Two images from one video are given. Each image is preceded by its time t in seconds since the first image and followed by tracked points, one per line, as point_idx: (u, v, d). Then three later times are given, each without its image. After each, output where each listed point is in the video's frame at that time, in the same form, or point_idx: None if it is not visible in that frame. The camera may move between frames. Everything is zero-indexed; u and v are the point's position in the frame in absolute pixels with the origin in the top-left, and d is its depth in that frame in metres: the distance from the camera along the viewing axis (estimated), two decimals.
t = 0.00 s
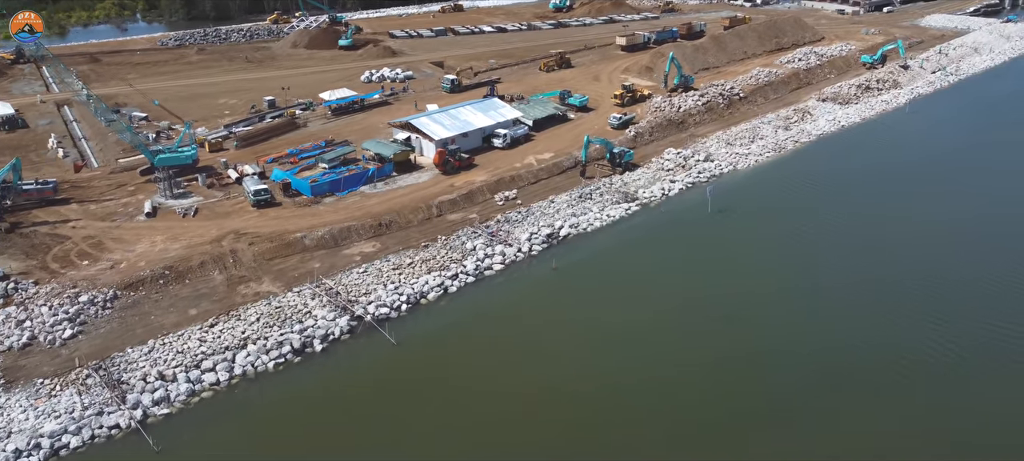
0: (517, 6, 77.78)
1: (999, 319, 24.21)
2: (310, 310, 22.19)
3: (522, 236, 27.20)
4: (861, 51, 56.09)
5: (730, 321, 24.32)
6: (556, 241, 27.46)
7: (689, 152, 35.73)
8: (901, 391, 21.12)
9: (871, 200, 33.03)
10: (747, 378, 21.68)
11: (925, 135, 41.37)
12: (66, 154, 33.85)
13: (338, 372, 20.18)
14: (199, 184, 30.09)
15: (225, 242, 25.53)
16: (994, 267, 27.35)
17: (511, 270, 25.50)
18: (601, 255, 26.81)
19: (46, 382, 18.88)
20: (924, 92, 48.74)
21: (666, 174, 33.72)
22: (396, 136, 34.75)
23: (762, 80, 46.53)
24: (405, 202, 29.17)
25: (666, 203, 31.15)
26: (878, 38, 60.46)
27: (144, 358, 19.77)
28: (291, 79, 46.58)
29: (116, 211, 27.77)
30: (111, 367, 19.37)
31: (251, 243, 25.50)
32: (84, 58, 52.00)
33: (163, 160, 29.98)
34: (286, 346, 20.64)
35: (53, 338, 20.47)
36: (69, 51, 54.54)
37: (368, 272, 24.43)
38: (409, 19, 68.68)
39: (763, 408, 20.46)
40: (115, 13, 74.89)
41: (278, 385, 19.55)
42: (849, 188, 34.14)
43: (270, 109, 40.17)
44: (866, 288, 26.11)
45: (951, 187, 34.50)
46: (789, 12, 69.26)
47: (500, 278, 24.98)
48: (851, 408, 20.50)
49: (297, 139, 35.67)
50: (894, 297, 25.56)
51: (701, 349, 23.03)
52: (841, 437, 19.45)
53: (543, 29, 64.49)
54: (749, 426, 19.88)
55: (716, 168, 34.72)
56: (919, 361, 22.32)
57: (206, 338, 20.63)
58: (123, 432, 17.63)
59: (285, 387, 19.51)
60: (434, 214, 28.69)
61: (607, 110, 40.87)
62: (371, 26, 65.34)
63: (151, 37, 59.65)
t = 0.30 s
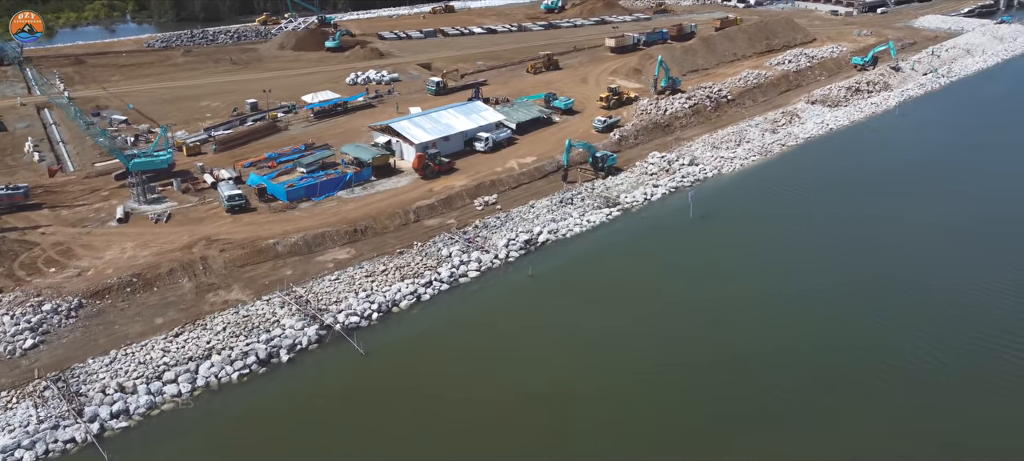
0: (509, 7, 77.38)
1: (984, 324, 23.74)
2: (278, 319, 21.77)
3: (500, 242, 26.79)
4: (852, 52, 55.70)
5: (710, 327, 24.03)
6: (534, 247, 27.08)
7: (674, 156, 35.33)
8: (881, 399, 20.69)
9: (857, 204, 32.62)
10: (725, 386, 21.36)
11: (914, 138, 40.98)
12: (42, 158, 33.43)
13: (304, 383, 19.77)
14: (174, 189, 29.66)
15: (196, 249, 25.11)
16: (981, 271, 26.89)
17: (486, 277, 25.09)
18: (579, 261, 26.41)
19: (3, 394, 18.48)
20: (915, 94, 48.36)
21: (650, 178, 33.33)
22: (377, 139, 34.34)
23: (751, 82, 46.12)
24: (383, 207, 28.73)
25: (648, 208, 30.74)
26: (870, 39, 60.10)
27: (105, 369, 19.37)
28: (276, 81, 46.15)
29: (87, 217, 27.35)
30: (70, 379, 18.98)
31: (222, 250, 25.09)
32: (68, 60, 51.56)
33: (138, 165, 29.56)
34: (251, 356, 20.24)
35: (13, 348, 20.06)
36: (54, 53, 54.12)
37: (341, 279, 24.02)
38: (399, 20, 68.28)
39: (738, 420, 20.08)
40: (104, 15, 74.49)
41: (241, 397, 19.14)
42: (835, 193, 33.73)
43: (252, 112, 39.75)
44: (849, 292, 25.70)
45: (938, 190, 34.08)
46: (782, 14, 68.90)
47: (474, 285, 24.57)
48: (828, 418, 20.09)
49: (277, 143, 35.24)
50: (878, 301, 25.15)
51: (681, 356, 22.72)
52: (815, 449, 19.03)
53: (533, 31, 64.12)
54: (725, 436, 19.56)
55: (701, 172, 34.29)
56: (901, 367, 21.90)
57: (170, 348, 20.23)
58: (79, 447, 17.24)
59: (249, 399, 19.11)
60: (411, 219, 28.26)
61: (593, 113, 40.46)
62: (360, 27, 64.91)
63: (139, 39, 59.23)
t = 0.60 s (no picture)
0: (501, 7, 76.96)
1: (967, 331, 23.33)
2: (245, 328, 21.35)
3: (476, 249, 26.37)
4: (843, 53, 55.33)
5: (691, 333, 23.67)
6: (511, 254, 26.66)
7: (658, 160, 34.91)
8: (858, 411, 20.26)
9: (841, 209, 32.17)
10: (703, 395, 20.98)
11: (902, 141, 40.59)
12: (17, 162, 32.99)
13: (268, 396, 19.34)
14: (148, 194, 29.25)
15: (166, 256, 24.70)
16: (965, 276, 26.46)
17: (460, 284, 24.67)
18: (555, 269, 26.00)
19: None
20: (905, 96, 47.96)
21: (632, 182, 32.93)
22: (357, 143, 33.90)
23: (739, 84, 45.72)
24: (359, 212, 28.30)
25: (629, 213, 30.31)
26: (862, 40, 59.71)
27: (64, 381, 18.95)
28: (261, 83, 45.74)
29: (58, 223, 26.94)
30: (27, 392, 18.57)
31: (192, 257, 24.67)
32: (52, 61, 51.09)
33: (111, 169, 29.15)
34: (214, 367, 19.81)
35: None
36: (39, 55, 53.67)
37: (311, 287, 23.59)
38: (389, 21, 67.87)
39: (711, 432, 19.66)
40: (93, 15, 74.07)
41: (202, 410, 18.72)
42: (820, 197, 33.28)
43: (233, 115, 39.33)
44: (831, 298, 25.30)
45: (925, 194, 33.65)
46: (775, 15, 68.52)
47: (448, 293, 24.14)
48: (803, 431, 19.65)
49: (257, 146, 34.82)
50: (860, 307, 24.74)
51: (659, 364, 22.38)
52: None
53: (524, 32, 63.73)
54: (700, 448, 19.19)
55: (685, 177, 33.85)
56: (881, 377, 21.51)
57: (132, 359, 19.82)
58: None
59: (209, 413, 18.67)
60: (387, 225, 27.83)
61: (578, 116, 40.06)
62: (349, 28, 64.47)
63: (125, 40, 58.80)
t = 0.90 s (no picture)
0: (492, 8, 76.57)
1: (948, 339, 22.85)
2: (211, 338, 20.92)
3: (452, 256, 25.95)
4: (834, 55, 54.92)
5: (675, 338, 23.35)
6: (488, 260, 26.25)
7: (642, 164, 34.50)
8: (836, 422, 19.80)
9: (827, 213, 31.77)
10: (681, 404, 20.55)
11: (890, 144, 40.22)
12: None
13: (230, 409, 18.90)
14: (122, 199, 28.79)
15: (135, 263, 24.26)
16: (950, 283, 26.04)
17: (434, 292, 24.26)
18: (531, 276, 25.59)
19: None
20: (896, 98, 47.59)
21: (615, 186, 32.53)
22: (337, 147, 33.47)
23: (727, 86, 45.33)
24: (334, 217, 27.86)
25: (611, 219, 29.89)
26: (854, 41, 59.34)
27: (21, 394, 18.51)
28: (245, 85, 45.39)
29: (27, 229, 26.48)
30: None
31: (162, 264, 24.23)
32: (36, 63, 50.60)
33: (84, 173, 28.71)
34: (177, 379, 19.38)
35: None
36: (23, 56, 53.15)
37: (281, 296, 23.15)
38: (379, 22, 67.43)
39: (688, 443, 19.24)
40: (82, 16, 73.58)
41: (162, 423, 18.28)
42: (806, 201, 32.88)
43: (214, 117, 38.89)
44: (814, 304, 24.89)
45: (911, 199, 33.28)
46: (766, 16, 68.19)
47: (421, 302, 23.72)
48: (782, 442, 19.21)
49: (236, 150, 34.37)
50: (842, 314, 24.30)
51: (642, 369, 22.03)
52: None
53: (514, 33, 63.31)
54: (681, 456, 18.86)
55: (668, 181, 33.43)
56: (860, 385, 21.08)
57: (93, 371, 19.38)
58: None
59: (169, 426, 18.22)
60: (363, 231, 27.39)
61: (563, 119, 39.64)
62: (339, 29, 64.03)
63: (111, 41, 58.31)
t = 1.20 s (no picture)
0: (487, 9, 76.12)
1: (932, 348, 22.32)
2: (179, 348, 20.51)
3: (431, 263, 25.50)
4: (830, 57, 54.34)
5: (660, 344, 22.84)
6: (467, 267, 25.80)
7: (629, 168, 34.02)
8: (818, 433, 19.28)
9: (817, 218, 31.30)
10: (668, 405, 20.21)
11: (882, 148, 39.72)
12: None
13: (194, 422, 18.47)
14: (98, 204, 28.39)
15: (108, 270, 23.85)
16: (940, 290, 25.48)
17: (411, 300, 23.82)
18: (510, 286, 25.12)
19: None
20: (890, 101, 47.07)
21: (601, 191, 32.05)
22: (319, 150, 33.03)
23: (720, 89, 44.84)
24: (313, 223, 27.43)
25: (595, 225, 29.40)
26: (850, 43, 58.78)
27: None
28: (233, 88, 45.03)
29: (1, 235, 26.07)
30: None
31: (134, 271, 23.81)
32: (24, 64, 50.22)
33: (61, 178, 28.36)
34: (141, 390, 18.96)
35: None
36: (11, 58, 52.75)
37: (254, 304, 22.71)
38: (372, 23, 67.02)
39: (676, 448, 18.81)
40: (75, 17, 73.23)
41: (124, 437, 17.85)
42: (796, 206, 32.41)
43: (199, 120, 38.50)
44: (802, 311, 24.37)
45: (903, 203, 32.82)
46: (762, 19, 67.70)
47: (397, 311, 23.28)
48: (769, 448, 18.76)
49: (218, 154, 33.96)
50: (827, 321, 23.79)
51: (627, 373, 21.55)
52: None
53: (507, 34, 62.83)
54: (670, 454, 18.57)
55: (655, 186, 32.96)
56: (841, 394, 20.59)
57: (56, 382, 18.97)
58: None
59: (131, 439, 17.80)
60: (342, 237, 26.93)
61: (551, 122, 39.17)
62: (331, 30, 63.62)
63: (101, 43, 57.93)
